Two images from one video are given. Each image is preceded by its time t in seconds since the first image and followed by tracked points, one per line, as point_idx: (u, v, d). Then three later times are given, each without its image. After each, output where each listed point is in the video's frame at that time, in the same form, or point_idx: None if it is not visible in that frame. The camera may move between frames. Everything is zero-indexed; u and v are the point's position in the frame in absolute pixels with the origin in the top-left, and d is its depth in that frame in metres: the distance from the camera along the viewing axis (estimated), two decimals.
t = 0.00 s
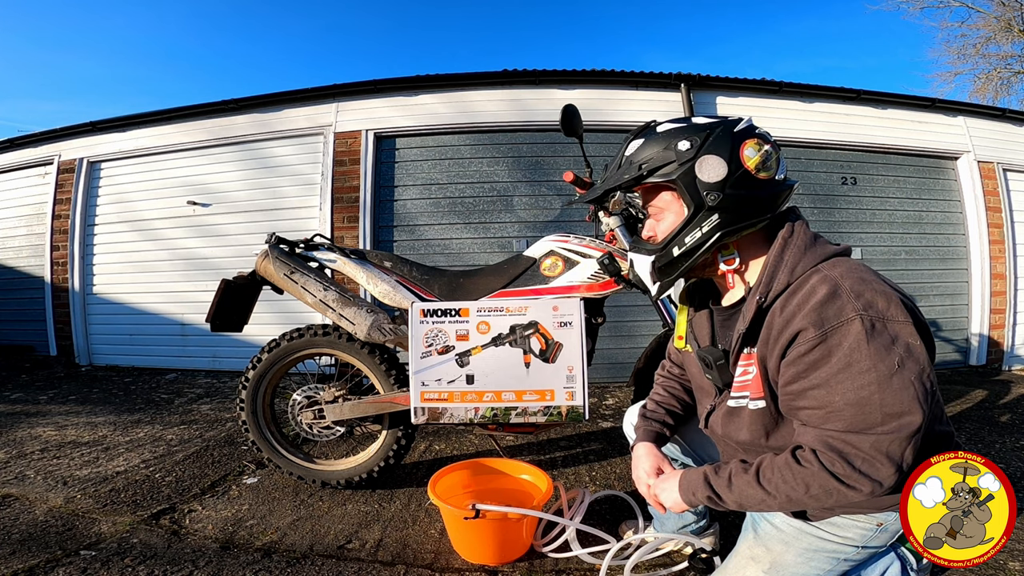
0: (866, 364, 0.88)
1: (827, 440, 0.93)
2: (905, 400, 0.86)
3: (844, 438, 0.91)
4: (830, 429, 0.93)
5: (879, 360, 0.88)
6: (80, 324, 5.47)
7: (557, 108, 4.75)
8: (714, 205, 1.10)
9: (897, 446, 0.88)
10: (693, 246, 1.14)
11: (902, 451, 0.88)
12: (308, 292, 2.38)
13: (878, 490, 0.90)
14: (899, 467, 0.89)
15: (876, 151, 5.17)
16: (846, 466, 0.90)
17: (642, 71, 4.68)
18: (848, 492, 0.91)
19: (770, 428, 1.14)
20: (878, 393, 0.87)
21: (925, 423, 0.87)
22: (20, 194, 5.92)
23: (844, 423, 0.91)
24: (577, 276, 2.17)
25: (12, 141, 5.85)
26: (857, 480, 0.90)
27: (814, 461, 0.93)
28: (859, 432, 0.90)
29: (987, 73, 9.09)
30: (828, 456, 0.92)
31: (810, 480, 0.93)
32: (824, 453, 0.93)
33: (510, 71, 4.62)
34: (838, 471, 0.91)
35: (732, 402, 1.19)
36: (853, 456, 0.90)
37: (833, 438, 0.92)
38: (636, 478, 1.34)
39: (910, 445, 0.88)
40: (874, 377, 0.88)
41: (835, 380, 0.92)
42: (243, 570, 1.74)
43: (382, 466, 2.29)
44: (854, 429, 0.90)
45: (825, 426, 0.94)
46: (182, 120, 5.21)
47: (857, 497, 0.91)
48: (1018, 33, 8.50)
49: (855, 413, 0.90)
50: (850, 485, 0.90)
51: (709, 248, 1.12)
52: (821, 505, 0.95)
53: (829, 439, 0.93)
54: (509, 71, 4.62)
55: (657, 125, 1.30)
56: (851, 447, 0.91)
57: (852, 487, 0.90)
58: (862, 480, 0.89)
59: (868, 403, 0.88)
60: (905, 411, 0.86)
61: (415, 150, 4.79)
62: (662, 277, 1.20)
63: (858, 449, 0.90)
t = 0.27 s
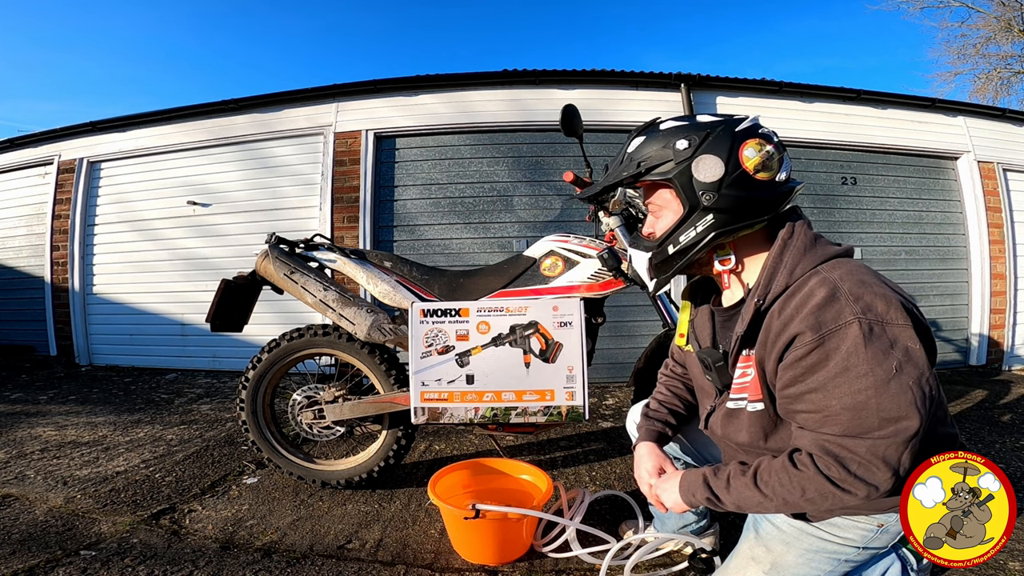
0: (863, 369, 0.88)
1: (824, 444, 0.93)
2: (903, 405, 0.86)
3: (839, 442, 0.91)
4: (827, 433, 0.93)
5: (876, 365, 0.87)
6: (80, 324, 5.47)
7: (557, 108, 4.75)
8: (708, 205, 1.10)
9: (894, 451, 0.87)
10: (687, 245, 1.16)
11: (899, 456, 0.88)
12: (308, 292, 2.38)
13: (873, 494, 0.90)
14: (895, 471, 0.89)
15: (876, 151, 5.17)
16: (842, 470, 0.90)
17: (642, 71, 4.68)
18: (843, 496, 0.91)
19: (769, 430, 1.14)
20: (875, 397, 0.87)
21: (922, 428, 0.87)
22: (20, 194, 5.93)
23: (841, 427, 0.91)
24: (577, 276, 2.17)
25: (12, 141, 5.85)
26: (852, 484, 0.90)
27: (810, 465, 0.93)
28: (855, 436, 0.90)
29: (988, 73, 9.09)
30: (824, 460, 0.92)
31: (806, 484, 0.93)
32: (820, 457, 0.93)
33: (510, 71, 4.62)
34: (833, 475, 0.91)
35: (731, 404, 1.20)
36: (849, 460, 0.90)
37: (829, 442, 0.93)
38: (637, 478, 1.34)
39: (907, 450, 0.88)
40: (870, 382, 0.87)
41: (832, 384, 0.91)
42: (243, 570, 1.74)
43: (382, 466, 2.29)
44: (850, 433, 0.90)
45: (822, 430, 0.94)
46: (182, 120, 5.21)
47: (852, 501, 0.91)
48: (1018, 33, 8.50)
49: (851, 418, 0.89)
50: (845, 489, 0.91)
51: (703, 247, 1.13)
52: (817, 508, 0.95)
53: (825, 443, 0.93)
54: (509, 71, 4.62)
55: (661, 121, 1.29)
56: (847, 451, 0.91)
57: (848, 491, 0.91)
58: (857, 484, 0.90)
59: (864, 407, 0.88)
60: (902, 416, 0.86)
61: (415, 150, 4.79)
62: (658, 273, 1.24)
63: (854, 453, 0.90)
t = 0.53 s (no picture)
0: (850, 371, 0.87)
1: (810, 446, 0.93)
2: (888, 408, 0.85)
3: (825, 444, 0.91)
4: (814, 434, 0.93)
5: (864, 367, 0.86)
6: (80, 324, 5.47)
7: (557, 108, 4.75)
8: (704, 203, 1.11)
9: (879, 454, 0.87)
10: (684, 244, 1.16)
11: (885, 460, 0.87)
12: (308, 292, 2.38)
13: (857, 497, 0.90)
14: (880, 475, 0.88)
15: (876, 151, 5.17)
16: (825, 472, 0.90)
17: (642, 71, 4.68)
18: (827, 498, 0.91)
19: (764, 430, 1.14)
20: (860, 400, 0.87)
21: (909, 432, 0.86)
22: (20, 194, 5.93)
23: (826, 429, 0.91)
24: (578, 276, 2.17)
25: (12, 141, 5.85)
26: (836, 487, 0.90)
27: (795, 466, 0.94)
28: (840, 439, 0.90)
29: (988, 72, 9.10)
30: (808, 461, 0.92)
31: (791, 485, 0.93)
32: (805, 458, 0.93)
33: (510, 71, 4.62)
34: (817, 477, 0.91)
35: (728, 404, 1.21)
36: (833, 462, 0.90)
37: (816, 444, 0.92)
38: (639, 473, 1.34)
39: (893, 454, 0.87)
40: (856, 384, 0.87)
41: (819, 385, 0.91)
42: (243, 570, 1.74)
43: (382, 466, 2.29)
44: (836, 435, 0.90)
45: (809, 431, 0.94)
46: (182, 120, 5.21)
47: (836, 504, 0.91)
48: (1018, 33, 8.50)
49: (836, 420, 0.89)
50: (828, 491, 0.90)
51: (699, 246, 1.13)
52: (802, 510, 0.95)
53: (811, 445, 0.93)
54: (509, 71, 4.62)
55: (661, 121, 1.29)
56: (832, 454, 0.90)
57: (830, 493, 0.90)
58: (840, 487, 0.89)
59: (850, 410, 0.87)
60: (888, 419, 0.85)
61: (415, 150, 4.79)
62: (657, 271, 1.25)
63: (838, 455, 0.90)
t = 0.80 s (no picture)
0: (838, 366, 0.87)
1: (799, 441, 0.93)
2: (876, 404, 0.85)
3: (813, 440, 0.91)
4: (803, 429, 0.93)
5: (852, 362, 0.86)
6: (80, 324, 5.47)
7: (557, 108, 4.75)
8: (705, 201, 1.11)
9: (866, 452, 0.86)
10: (686, 241, 1.16)
11: (873, 457, 0.87)
12: (308, 292, 2.38)
13: (843, 495, 0.89)
14: (868, 473, 0.88)
15: (876, 151, 5.18)
16: (809, 468, 0.90)
17: (642, 71, 4.68)
18: (812, 494, 0.91)
19: (761, 427, 1.14)
20: (847, 396, 0.87)
21: (898, 430, 0.86)
22: (20, 194, 5.93)
23: (814, 424, 0.91)
24: (578, 276, 2.17)
25: (12, 141, 5.85)
26: (821, 484, 0.89)
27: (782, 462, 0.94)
28: (828, 434, 0.90)
29: (988, 72, 9.10)
30: (795, 457, 0.92)
31: (778, 480, 0.93)
32: (793, 454, 0.93)
33: (510, 71, 4.62)
34: (802, 473, 0.91)
35: (726, 399, 1.20)
36: (820, 458, 0.90)
37: (804, 440, 0.92)
38: (649, 467, 1.33)
39: (880, 452, 0.87)
40: (844, 379, 0.87)
41: (808, 380, 0.91)
42: (243, 570, 1.74)
43: (382, 466, 2.29)
44: (823, 431, 0.90)
45: (798, 426, 0.94)
46: (182, 120, 5.21)
47: (822, 501, 0.91)
48: (1018, 33, 8.50)
49: (824, 415, 0.89)
50: (813, 488, 0.90)
51: (701, 243, 1.14)
52: (789, 507, 0.95)
53: (800, 440, 0.93)
54: (509, 71, 4.62)
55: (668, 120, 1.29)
56: (819, 450, 0.90)
57: (816, 490, 0.90)
58: (825, 484, 0.89)
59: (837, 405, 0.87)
60: (875, 416, 0.85)
61: (415, 150, 4.79)
62: (659, 268, 1.25)
63: (824, 451, 0.90)
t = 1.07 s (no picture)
0: (859, 362, 0.88)
1: (817, 438, 0.93)
2: (896, 400, 0.85)
3: (832, 436, 0.91)
4: (822, 426, 0.93)
5: (873, 358, 0.87)
6: (80, 324, 5.47)
7: (557, 108, 4.75)
8: (747, 188, 1.10)
9: (887, 448, 0.87)
10: (727, 231, 1.13)
11: (893, 453, 0.87)
12: (308, 292, 2.38)
13: (862, 492, 0.89)
14: (887, 469, 0.88)
15: (876, 151, 5.18)
16: (830, 464, 0.90)
17: (642, 71, 4.68)
18: (831, 491, 0.90)
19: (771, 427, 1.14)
20: (868, 391, 0.87)
21: (917, 425, 0.86)
22: (20, 194, 5.92)
23: (834, 420, 0.91)
24: (577, 276, 2.17)
25: (12, 141, 5.85)
26: (841, 480, 0.89)
27: (800, 458, 0.94)
28: (848, 431, 0.90)
29: (987, 72, 9.10)
30: (814, 454, 0.92)
31: (796, 478, 0.93)
32: (812, 450, 0.93)
33: (510, 71, 4.62)
34: (822, 470, 0.91)
35: (735, 398, 1.21)
36: (840, 455, 0.90)
37: (823, 436, 0.92)
38: (649, 470, 1.34)
39: (900, 448, 0.87)
40: (864, 374, 0.87)
41: (828, 376, 0.91)
42: (243, 570, 1.74)
43: (382, 466, 2.29)
44: (843, 427, 0.90)
45: (816, 423, 0.94)
46: (182, 120, 5.21)
47: (841, 499, 0.90)
48: (1018, 33, 8.50)
49: (844, 411, 0.89)
50: (833, 485, 0.90)
51: (739, 233, 1.12)
52: (807, 504, 0.94)
53: (819, 436, 0.93)
54: (509, 71, 4.62)
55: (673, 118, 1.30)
56: (839, 446, 0.90)
57: (836, 487, 0.90)
58: (845, 480, 0.89)
59: (858, 401, 0.87)
60: (896, 411, 0.85)
61: (415, 150, 4.79)
62: (685, 268, 1.20)
63: (845, 447, 0.90)
